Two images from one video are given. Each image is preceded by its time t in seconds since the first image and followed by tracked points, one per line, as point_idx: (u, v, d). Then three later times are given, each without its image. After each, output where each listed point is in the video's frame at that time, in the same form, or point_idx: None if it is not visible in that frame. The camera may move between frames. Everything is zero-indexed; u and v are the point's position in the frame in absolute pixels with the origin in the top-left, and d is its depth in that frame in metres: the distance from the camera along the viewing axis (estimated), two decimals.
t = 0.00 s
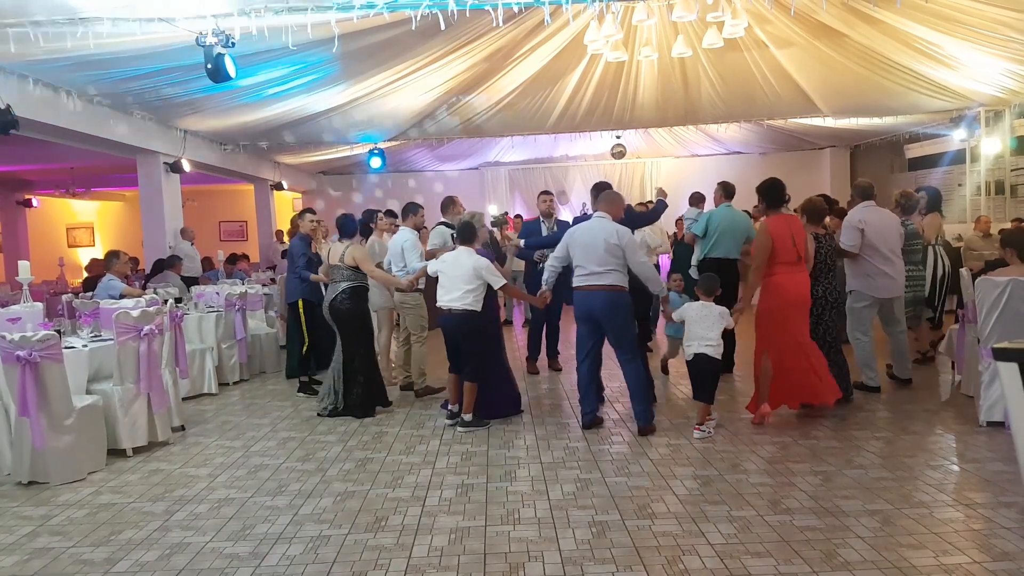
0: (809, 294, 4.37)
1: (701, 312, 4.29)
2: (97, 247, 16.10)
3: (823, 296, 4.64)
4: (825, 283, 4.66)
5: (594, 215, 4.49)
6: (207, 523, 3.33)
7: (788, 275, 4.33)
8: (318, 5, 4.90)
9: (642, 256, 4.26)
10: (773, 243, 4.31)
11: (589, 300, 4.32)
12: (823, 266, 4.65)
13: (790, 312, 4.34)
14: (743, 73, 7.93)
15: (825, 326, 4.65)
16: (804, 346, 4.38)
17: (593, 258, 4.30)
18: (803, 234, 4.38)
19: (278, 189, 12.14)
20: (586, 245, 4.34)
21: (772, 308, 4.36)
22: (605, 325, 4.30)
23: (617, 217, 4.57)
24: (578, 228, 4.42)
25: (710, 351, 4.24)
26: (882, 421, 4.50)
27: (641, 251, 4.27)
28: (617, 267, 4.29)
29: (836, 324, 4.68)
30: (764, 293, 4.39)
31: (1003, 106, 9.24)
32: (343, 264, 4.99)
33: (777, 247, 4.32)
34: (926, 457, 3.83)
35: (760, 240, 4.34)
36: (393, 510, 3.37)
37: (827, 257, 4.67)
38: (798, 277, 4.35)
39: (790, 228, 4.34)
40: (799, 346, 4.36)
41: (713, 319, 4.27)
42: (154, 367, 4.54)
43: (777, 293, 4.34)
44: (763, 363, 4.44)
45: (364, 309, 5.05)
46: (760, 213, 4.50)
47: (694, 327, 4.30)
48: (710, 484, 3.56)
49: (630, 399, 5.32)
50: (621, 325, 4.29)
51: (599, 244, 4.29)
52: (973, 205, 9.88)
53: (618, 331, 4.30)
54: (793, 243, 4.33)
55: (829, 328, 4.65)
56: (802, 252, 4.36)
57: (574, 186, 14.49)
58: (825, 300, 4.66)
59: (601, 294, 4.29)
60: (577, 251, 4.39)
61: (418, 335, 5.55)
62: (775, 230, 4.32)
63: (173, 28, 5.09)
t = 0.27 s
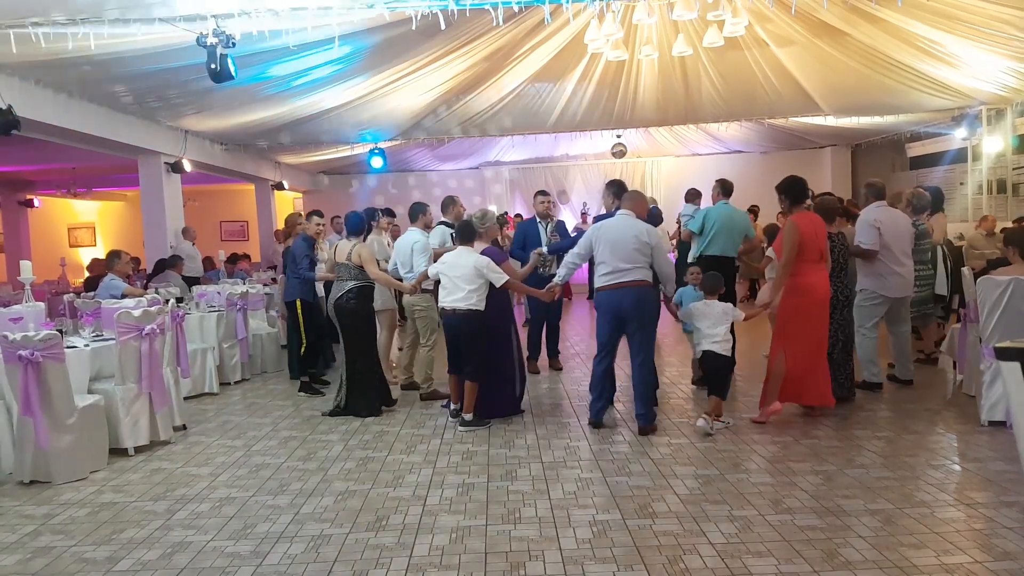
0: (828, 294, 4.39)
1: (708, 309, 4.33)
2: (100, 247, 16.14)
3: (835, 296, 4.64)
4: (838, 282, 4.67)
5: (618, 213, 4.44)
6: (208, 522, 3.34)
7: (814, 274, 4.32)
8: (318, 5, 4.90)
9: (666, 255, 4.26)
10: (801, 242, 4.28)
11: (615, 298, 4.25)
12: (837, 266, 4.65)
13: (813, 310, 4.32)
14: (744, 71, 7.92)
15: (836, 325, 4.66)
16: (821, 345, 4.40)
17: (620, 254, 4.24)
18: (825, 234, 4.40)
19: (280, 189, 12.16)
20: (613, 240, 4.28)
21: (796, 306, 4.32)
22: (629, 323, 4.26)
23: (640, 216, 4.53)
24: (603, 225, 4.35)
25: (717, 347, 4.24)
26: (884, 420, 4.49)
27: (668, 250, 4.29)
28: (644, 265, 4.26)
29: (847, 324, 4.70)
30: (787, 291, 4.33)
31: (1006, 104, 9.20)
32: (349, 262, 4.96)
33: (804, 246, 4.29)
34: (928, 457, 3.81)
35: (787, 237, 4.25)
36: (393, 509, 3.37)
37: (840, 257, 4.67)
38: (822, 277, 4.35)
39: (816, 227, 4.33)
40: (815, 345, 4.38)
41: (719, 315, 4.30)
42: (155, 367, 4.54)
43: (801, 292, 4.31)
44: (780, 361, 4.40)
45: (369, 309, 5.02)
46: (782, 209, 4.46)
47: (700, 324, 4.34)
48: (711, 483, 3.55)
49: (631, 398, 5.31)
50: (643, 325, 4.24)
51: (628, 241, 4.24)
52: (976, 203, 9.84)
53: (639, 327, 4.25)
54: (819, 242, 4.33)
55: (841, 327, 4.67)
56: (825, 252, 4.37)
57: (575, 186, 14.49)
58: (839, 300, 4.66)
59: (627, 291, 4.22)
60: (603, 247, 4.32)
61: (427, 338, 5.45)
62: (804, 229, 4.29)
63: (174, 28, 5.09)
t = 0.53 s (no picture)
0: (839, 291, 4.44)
1: (715, 305, 4.33)
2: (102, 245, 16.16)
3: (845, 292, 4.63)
4: (848, 279, 4.67)
5: (634, 212, 4.39)
6: (210, 520, 3.34)
7: (829, 271, 4.35)
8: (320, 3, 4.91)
9: (679, 256, 4.31)
10: (818, 239, 4.30)
11: (635, 298, 4.20)
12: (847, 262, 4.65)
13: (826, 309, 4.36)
14: (745, 70, 7.91)
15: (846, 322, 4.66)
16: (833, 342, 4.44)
17: (642, 254, 4.19)
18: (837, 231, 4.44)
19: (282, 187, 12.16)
20: (635, 240, 4.21)
21: (809, 303, 4.35)
22: (647, 324, 4.23)
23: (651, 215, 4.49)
24: (620, 223, 4.28)
25: (730, 342, 4.30)
26: (886, 418, 4.48)
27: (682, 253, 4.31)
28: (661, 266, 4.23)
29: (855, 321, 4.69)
30: (801, 289, 4.36)
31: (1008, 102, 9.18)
32: (354, 260, 4.99)
33: (821, 243, 4.31)
34: (930, 455, 3.81)
35: (803, 235, 4.28)
36: (394, 507, 3.38)
37: (851, 253, 4.67)
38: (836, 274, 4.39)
39: (831, 224, 4.36)
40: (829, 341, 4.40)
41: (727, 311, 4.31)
42: (157, 365, 4.55)
43: (815, 290, 4.34)
44: (792, 357, 4.44)
45: (371, 306, 5.04)
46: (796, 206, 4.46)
47: (710, 321, 4.33)
48: (712, 482, 3.55)
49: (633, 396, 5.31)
50: (659, 327, 4.24)
51: (648, 241, 4.19)
52: (978, 202, 9.83)
53: (653, 325, 4.23)
54: (834, 239, 4.37)
55: (850, 324, 4.67)
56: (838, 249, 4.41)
57: (577, 184, 14.46)
58: (848, 297, 4.65)
59: (648, 292, 4.19)
60: (622, 246, 4.25)
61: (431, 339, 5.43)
62: (821, 226, 4.32)
63: (176, 27, 5.09)
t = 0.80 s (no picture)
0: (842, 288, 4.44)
1: (719, 304, 4.33)
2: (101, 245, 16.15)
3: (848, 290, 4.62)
4: (852, 277, 4.64)
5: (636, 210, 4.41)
6: (210, 519, 3.34)
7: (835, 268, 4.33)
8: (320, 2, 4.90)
9: (681, 253, 4.33)
10: (824, 237, 4.28)
11: (639, 295, 4.19)
12: (849, 259, 4.63)
13: (830, 308, 4.34)
14: (745, 69, 7.91)
15: (850, 320, 4.66)
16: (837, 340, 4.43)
17: (645, 250, 4.19)
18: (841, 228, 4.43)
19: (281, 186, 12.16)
20: (637, 237, 4.22)
21: (816, 302, 4.32)
22: (649, 321, 4.22)
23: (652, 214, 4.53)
24: (622, 222, 4.29)
25: (737, 341, 4.28)
26: (886, 417, 4.48)
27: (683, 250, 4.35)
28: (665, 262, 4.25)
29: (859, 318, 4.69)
30: (806, 286, 4.34)
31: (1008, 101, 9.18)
32: (355, 258, 4.98)
33: (828, 241, 4.29)
34: (929, 454, 3.81)
35: (809, 233, 4.26)
36: (395, 506, 3.38)
37: (853, 251, 4.66)
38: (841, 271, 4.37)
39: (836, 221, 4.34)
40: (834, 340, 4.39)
41: (732, 311, 4.31)
42: (157, 364, 4.55)
43: (820, 288, 4.31)
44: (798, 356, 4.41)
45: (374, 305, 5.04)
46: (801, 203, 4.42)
47: (715, 320, 4.32)
48: (712, 481, 3.55)
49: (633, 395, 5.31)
50: (661, 325, 4.25)
51: (651, 238, 4.20)
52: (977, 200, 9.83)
53: (658, 321, 4.23)
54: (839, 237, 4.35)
55: (854, 323, 4.66)
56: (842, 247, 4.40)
57: (577, 183, 14.45)
58: (851, 295, 4.64)
59: (651, 288, 4.19)
60: (625, 243, 4.24)
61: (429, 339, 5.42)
62: (828, 224, 4.29)
63: (175, 26, 5.09)
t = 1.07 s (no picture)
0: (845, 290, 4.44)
1: (722, 304, 4.32)
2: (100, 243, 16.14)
3: (854, 291, 4.62)
4: (855, 277, 4.65)
5: (636, 210, 4.42)
6: (209, 518, 3.34)
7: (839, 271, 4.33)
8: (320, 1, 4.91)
9: (679, 253, 4.35)
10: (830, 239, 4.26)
11: (638, 295, 4.19)
12: (853, 259, 4.62)
13: (836, 308, 4.34)
14: (745, 69, 7.91)
15: (855, 321, 4.67)
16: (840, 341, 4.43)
17: (645, 251, 4.19)
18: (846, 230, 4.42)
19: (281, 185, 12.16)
20: (637, 237, 4.21)
21: (822, 304, 4.31)
22: (649, 320, 4.23)
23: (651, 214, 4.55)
24: (620, 221, 4.29)
25: (738, 341, 4.29)
26: (885, 418, 4.48)
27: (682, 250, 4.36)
28: (664, 262, 4.25)
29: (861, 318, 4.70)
30: (812, 289, 4.32)
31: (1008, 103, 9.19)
32: (346, 254, 4.99)
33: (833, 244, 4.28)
34: (928, 454, 3.81)
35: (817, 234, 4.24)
36: (394, 505, 3.38)
37: (856, 251, 4.66)
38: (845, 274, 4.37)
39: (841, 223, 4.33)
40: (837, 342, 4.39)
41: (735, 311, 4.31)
42: (156, 363, 4.55)
43: (827, 289, 4.30)
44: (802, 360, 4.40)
45: (367, 301, 5.08)
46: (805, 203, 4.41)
47: (717, 320, 4.32)
48: (711, 481, 3.55)
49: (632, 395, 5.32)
50: (659, 325, 4.25)
51: (650, 238, 4.20)
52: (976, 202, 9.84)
53: (658, 321, 4.24)
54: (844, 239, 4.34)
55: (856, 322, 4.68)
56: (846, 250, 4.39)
57: (577, 183, 14.45)
58: (857, 296, 4.64)
59: (652, 288, 4.19)
60: (625, 244, 4.23)
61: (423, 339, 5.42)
62: (834, 226, 4.28)
63: (176, 25, 5.09)
